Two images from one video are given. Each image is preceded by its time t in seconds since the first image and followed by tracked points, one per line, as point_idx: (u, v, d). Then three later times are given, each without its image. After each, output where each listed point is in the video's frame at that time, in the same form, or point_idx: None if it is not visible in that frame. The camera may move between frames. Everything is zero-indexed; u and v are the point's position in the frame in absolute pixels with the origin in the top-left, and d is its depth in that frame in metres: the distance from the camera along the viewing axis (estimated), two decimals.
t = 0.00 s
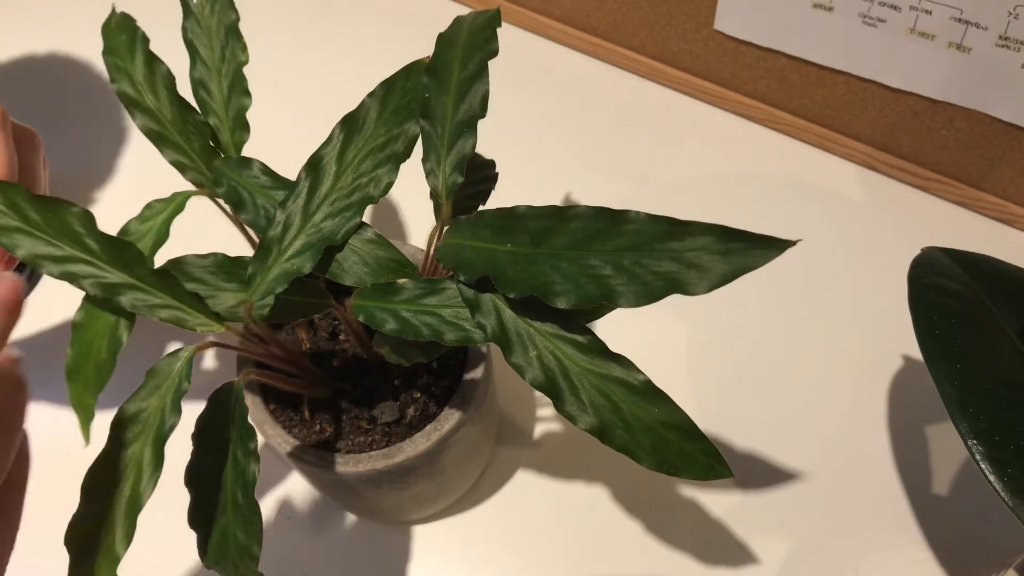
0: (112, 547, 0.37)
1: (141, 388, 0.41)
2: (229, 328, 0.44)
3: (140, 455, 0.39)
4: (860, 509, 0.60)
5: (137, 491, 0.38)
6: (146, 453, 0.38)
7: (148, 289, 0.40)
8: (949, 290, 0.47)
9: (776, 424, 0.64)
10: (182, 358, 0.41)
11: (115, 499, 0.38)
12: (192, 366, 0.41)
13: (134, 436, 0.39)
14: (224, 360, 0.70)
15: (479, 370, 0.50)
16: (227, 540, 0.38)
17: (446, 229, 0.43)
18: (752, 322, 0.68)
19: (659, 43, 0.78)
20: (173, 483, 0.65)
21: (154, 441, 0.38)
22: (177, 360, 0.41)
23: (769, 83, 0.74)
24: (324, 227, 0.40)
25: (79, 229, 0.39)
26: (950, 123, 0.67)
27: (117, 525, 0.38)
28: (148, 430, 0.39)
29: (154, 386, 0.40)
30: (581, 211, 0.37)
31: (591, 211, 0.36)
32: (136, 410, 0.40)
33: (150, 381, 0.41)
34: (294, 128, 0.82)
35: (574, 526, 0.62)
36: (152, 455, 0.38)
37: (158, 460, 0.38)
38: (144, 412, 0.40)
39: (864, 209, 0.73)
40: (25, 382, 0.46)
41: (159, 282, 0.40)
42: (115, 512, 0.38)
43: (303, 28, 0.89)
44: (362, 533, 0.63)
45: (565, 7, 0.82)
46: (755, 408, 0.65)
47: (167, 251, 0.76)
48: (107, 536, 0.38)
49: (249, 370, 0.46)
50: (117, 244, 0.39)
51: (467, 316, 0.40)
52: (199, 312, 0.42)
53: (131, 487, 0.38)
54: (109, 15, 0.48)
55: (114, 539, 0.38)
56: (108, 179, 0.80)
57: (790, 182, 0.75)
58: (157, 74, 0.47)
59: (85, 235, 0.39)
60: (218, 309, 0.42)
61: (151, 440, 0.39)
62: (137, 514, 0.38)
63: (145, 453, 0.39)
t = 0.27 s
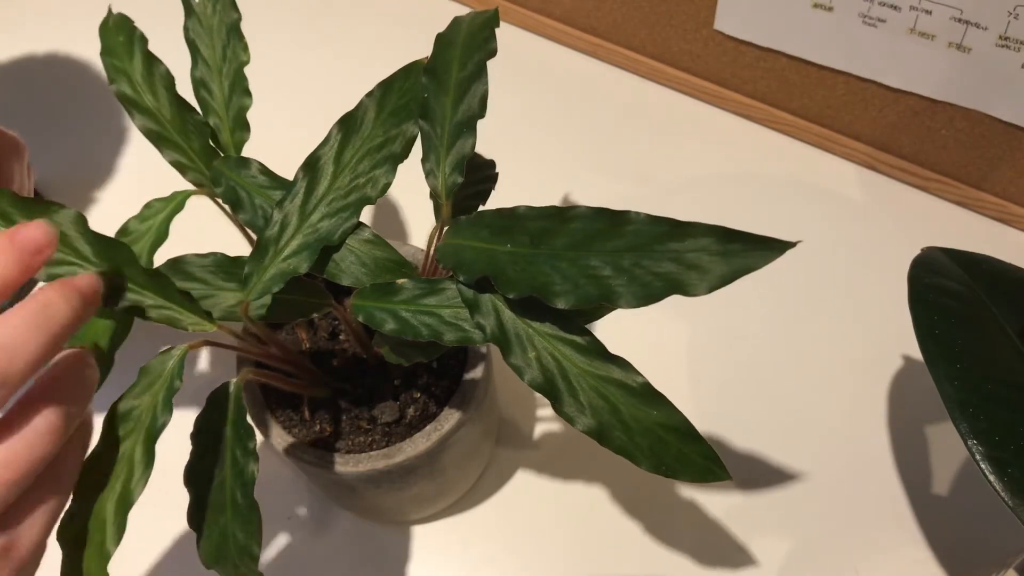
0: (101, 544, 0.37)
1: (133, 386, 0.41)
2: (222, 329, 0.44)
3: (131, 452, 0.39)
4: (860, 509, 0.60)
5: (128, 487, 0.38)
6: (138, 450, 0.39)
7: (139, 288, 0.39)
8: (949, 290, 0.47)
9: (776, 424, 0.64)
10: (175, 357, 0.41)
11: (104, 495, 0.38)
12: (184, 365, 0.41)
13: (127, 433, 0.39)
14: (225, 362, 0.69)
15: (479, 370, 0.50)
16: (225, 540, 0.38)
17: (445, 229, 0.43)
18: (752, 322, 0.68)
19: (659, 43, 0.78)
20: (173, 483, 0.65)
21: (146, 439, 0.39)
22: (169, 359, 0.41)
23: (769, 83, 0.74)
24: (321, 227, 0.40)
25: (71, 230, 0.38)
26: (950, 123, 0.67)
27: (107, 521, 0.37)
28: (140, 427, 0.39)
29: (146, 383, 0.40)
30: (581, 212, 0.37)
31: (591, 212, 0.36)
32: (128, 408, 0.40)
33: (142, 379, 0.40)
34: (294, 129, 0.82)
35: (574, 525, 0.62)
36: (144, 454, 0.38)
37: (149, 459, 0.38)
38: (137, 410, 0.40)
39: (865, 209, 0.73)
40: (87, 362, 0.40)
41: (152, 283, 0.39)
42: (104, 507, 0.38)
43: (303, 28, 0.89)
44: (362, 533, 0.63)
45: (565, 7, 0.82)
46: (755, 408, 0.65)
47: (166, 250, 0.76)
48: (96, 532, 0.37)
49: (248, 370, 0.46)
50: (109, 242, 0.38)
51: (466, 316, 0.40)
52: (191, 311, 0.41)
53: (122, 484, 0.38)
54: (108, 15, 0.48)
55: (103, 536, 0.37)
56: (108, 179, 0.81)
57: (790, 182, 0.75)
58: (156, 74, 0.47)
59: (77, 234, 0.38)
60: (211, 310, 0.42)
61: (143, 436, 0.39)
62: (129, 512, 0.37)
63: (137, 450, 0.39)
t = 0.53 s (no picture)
0: (130, 557, 0.37)
1: (140, 398, 0.40)
2: (220, 330, 0.44)
3: (147, 461, 0.39)
4: (860, 509, 0.60)
5: (148, 495, 0.38)
6: (153, 458, 0.38)
7: (130, 304, 0.40)
8: (949, 290, 0.47)
9: (776, 424, 0.64)
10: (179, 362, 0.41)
11: (126, 507, 0.38)
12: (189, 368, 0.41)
13: (140, 445, 0.39)
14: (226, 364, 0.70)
15: (479, 370, 0.50)
16: (228, 540, 0.38)
17: (445, 229, 0.43)
18: (752, 322, 0.68)
19: (659, 43, 0.78)
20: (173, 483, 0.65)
21: (160, 444, 0.39)
22: (173, 365, 0.41)
23: (769, 83, 0.74)
24: (321, 228, 0.40)
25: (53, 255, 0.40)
26: (950, 123, 0.67)
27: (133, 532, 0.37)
28: (153, 435, 0.39)
29: (153, 393, 0.40)
30: (581, 212, 0.37)
31: (591, 213, 0.36)
32: (139, 419, 0.40)
33: (149, 390, 0.40)
34: (294, 129, 0.82)
35: (574, 526, 0.62)
36: (159, 459, 0.38)
37: (166, 462, 0.38)
38: (147, 420, 0.40)
39: (865, 209, 0.73)
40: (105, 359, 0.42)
41: (140, 296, 0.40)
42: (127, 519, 0.38)
43: (303, 28, 0.89)
44: (362, 533, 0.63)
45: (565, 7, 0.82)
46: (755, 408, 0.65)
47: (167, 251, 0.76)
48: (124, 546, 0.37)
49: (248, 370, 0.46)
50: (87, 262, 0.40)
51: (467, 316, 0.40)
52: (188, 320, 0.41)
53: (142, 493, 0.38)
54: (104, 16, 0.48)
55: (131, 547, 0.37)
56: (109, 179, 0.81)
57: (790, 182, 0.75)
58: (156, 74, 0.47)
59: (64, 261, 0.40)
60: (209, 312, 0.42)
61: (156, 444, 0.39)
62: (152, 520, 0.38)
63: (152, 458, 0.39)
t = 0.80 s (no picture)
0: (117, 552, 0.37)
1: (136, 396, 0.41)
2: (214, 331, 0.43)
3: (139, 459, 0.39)
4: (860, 509, 0.60)
5: (139, 493, 0.38)
6: (146, 456, 0.39)
7: (122, 314, 0.40)
8: (949, 290, 0.47)
9: (776, 424, 0.64)
10: (176, 364, 0.41)
11: (115, 504, 0.38)
12: (185, 370, 0.41)
13: (134, 441, 0.39)
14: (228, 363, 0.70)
15: (479, 370, 0.50)
16: (227, 540, 0.38)
17: (446, 229, 0.43)
18: (751, 322, 0.68)
19: (659, 43, 0.78)
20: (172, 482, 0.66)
21: (154, 443, 0.39)
22: (171, 365, 0.41)
23: (769, 83, 0.74)
24: (320, 228, 0.40)
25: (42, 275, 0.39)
26: (950, 123, 0.67)
27: (120, 529, 0.37)
28: (147, 433, 0.39)
29: (149, 391, 0.41)
30: (581, 212, 0.36)
31: (591, 212, 0.36)
32: (133, 417, 0.40)
33: (145, 387, 0.41)
34: (294, 129, 0.82)
35: (574, 526, 0.62)
36: (152, 458, 0.38)
37: (159, 464, 0.38)
38: (141, 418, 0.40)
39: (864, 209, 0.73)
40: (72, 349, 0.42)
41: (131, 304, 0.40)
42: (116, 515, 0.38)
43: (303, 28, 0.89)
44: (362, 533, 0.63)
45: (565, 7, 0.81)
46: (755, 408, 0.65)
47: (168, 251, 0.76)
48: (111, 541, 0.37)
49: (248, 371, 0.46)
50: (79, 276, 0.39)
51: (467, 316, 0.40)
52: (180, 325, 0.41)
53: (133, 490, 0.38)
54: (106, 15, 0.48)
55: (119, 543, 0.37)
56: (108, 179, 0.81)
57: (790, 182, 0.75)
58: (156, 74, 0.47)
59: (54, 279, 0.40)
60: (208, 313, 0.42)
61: (150, 443, 0.39)
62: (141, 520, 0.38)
63: (145, 456, 0.39)
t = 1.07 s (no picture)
0: (102, 552, 0.37)
1: (120, 398, 0.41)
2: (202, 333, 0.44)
3: (123, 459, 0.39)
4: (860, 509, 0.60)
5: (122, 492, 0.38)
6: (129, 456, 0.39)
7: (109, 317, 0.40)
8: (950, 290, 0.47)
9: (775, 424, 0.64)
10: (159, 365, 0.42)
11: (100, 504, 0.38)
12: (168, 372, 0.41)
13: (118, 442, 0.39)
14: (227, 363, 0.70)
15: (479, 370, 0.50)
16: (228, 540, 0.38)
17: (445, 230, 0.43)
18: (751, 322, 0.68)
19: (659, 43, 0.78)
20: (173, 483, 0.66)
21: (137, 443, 0.39)
22: (154, 367, 0.42)
23: (769, 83, 0.74)
24: (312, 232, 0.40)
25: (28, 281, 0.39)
26: (949, 123, 0.67)
27: (104, 528, 0.38)
28: (131, 434, 0.39)
29: (132, 392, 0.41)
30: (583, 211, 0.36)
31: (592, 211, 0.36)
32: (116, 418, 0.40)
33: (128, 389, 0.41)
34: (294, 129, 0.82)
35: (574, 526, 0.62)
36: (135, 458, 0.38)
37: (142, 463, 0.38)
38: (124, 419, 0.40)
39: (864, 209, 0.73)
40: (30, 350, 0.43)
41: (118, 306, 0.40)
42: (101, 515, 0.38)
43: (303, 28, 0.89)
44: (362, 533, 0.63)
45: (565, 7, 0.81)
46: (755, 408, 0.65)
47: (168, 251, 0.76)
48: (96, 541, 0.38)
49: (247, 372, 0.46)
50: (64, 278, 0.40)
51: (468, 316, 0.40)
52: (167, 327, 0.42)
53: (115, 491, 0.38)
54: (106, 16, 0.48)
55: (103, 543, 0.37)
56: (108, 179, 0.80)
57: (790, 182, 0.75)
58: (157, 75, 0.47)
59: (40, 284, 0.39)
60: (209, 314, 0.42)
61: (132, 443, 0.39)
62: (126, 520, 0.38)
63: (128, 456, 0.39)
